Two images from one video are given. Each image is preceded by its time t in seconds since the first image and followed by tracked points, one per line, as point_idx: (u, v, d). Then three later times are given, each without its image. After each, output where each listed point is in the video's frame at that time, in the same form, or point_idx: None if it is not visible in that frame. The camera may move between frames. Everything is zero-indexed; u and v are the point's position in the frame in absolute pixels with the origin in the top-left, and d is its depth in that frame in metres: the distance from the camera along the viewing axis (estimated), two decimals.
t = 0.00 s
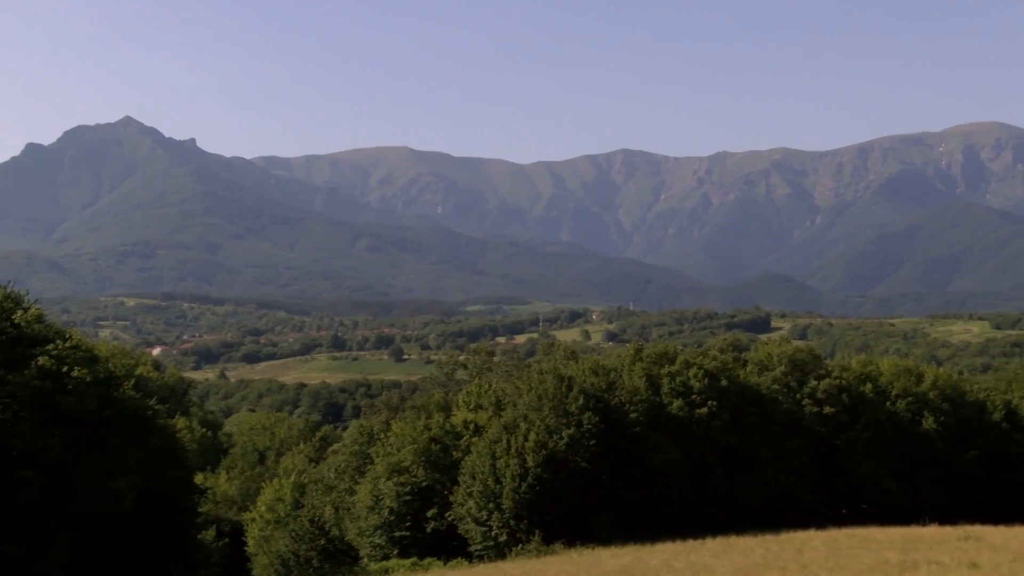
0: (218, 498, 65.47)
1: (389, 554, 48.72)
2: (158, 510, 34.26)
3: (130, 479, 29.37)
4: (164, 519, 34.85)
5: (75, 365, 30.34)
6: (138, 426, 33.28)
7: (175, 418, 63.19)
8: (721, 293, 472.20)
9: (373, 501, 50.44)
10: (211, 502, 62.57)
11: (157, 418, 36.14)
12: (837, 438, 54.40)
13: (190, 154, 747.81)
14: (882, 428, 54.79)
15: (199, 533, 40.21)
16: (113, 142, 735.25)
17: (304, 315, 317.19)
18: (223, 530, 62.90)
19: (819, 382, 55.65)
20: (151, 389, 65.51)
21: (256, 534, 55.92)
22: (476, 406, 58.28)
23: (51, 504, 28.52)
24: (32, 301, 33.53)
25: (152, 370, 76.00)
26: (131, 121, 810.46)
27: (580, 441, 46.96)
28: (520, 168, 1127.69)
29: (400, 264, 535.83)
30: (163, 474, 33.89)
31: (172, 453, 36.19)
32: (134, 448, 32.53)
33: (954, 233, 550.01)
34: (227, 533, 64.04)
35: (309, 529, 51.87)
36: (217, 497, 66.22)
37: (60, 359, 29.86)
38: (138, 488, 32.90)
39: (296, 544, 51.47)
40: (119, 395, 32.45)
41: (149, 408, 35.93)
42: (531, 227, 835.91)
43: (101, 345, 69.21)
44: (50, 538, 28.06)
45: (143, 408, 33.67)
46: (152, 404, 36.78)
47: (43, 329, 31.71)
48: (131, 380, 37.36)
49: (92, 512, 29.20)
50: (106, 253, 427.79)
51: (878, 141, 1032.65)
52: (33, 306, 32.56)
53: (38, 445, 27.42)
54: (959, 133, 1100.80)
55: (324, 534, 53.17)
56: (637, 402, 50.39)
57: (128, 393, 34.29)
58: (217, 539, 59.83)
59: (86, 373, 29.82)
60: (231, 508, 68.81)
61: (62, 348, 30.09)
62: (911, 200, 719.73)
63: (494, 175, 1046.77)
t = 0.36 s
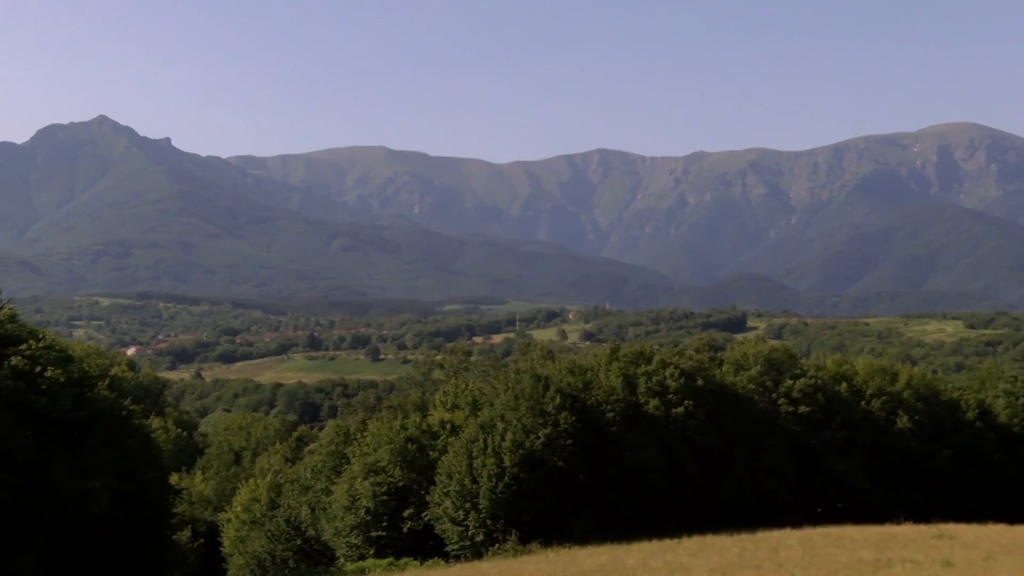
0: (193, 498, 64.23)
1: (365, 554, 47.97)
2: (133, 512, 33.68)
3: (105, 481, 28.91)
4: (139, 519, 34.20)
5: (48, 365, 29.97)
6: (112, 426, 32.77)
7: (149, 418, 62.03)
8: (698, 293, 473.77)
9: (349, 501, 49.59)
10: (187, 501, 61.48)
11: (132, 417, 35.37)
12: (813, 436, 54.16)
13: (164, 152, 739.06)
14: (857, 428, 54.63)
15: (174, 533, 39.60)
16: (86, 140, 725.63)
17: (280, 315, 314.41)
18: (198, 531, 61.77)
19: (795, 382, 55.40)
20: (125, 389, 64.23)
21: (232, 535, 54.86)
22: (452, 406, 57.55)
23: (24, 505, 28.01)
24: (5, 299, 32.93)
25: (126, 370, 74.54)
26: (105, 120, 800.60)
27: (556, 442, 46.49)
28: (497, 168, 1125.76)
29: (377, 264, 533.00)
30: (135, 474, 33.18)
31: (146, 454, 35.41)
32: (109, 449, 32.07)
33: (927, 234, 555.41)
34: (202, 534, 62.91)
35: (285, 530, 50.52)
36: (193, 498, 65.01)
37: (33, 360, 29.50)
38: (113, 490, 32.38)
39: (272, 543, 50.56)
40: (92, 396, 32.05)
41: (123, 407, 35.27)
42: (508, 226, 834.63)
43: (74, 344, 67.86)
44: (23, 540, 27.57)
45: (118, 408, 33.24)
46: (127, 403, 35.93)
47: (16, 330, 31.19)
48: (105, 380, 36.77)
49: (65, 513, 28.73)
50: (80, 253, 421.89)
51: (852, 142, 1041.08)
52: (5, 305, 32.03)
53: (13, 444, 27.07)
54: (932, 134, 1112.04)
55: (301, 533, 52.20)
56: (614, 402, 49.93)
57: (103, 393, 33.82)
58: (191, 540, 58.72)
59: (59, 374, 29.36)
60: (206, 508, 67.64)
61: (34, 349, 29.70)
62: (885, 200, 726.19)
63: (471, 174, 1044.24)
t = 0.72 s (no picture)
0: (171, 498, 63.26)
1: (344, 553, 47.41)
2: (109, 514, 33.22)
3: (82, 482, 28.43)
4: (115, 521, 33.68)
5: (25, 366, 29.39)
6: (89, 425, 32.35)
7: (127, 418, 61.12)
8: (677, 293, 475.45)
9: (328, 500, 48.90)
10: (164, 502, 60.61)
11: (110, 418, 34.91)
12: (792, 436, 54.03)
13: (142, 151, 731.72)
14: (835, 427, 54.66)
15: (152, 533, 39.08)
16: (62, 138, 716.74)
17: (258, 314, 311.99)
18: (176, 531, 60.88)
19: (774, 380, 55.25)
20: (102, 389, 63.19)
21: (209, 535, 54.04)
22: (431, 405, 56.95)
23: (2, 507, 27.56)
24: None
25: (104, 370, 73.33)
26: (82, 118, 791.79)
27: (534, 441, 46.18)
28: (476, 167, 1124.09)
29: (355, 263, 530.41)
30: (111, 474, 32.70)
31: (124, 454, 34.93)
32: (84, 449, 31.59)
33: (904, 234, 560.99)
34: (180, 534, 61.97)
35: (263, 530, 49.62)
36: (170, 498, 64.05)
37: (10, 361, 29.04)
38: (88, 492, 31.90)
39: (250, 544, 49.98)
40: (69, 395, 31.66)
41: (101, 407, 34.86)
42: (488, 226, 833.21)
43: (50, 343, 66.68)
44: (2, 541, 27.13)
45: (95, 408, 32.83)
46: (104, 404, 35.47)
47: None
48: (82, 380, 36.24)
49: (42, 516, 28.22)
50: (56, 253, 416.60)
51: (829, 142, 1049.45)
52: None
53: None
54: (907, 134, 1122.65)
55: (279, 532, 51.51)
56: (593, 401, 49.65)
57: (80, 393, 33.39)
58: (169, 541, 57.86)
59: (36, 375, 28.94)
60: (184, 508, 66.74)
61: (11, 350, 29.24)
62: (862, 201, 732.33)
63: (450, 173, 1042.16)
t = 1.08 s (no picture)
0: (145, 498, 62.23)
1: (321, 554, 46.59)
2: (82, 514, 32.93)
3: (53, 483, 28.18)
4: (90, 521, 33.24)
5: None
6: (61, 426, 32.12)
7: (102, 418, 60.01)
8: (654, 293, 477.18)
9: (304, 501, 48.02)
10: (139, 502, 59.50)
11: (83, 417, 34.37)
12: (767, 435, 53.86)
13: (116, 150, 722.72)
14: (811, 426, 54.38)
15: (126, 536, 38.48)
16: (34, 136, 706.26)
17: (234, 314, 309.32)
18: (150, 533, 59.79)
19: (750, 379, 55.06)
20: (76, 389, 62.03)
21: (184, 536, 52.97)
22: (408, 404, 56.22)
23: None
24: None
25: (77, 370, 71.89)
26: (55, 117, 780.87)
27: (511, 440, 45.77)
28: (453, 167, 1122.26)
29: (332, 263, 527.79)
30: (86, 475, 32.50)
31: (99, 454, 34.43)
32: (56, 451, 31.32)
33: (879, 236, 567.54)
34: (154, 535, 60.92)
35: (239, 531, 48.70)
36: (145, 498, 63.02)
37: None
38: (62, 494, 31.45)
39: (225, 545, 49.24)
40: (42, 396, 31.37)
41: (74, 407, 34.42)
42: (466, 226, 831.20)
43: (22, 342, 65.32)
44: None
45: (67, 408, 32.56)
46: (77, 403, 34.97)
47: None
48: (56, 380, 35.79)
49: (15, 514, 27.96)
50: (29, 252, 410.41)
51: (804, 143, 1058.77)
52: None
53: None
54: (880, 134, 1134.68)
55: (255, 534, 50.74)
56: (569, 400, 49.39)
57: (52, 393, 33.07)
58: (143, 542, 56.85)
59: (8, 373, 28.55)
60: (159, 508, 65.61)
61: None
62: (837, 201, 738.39)
63: (427, 173, 1039.45)
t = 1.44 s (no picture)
0: (117, 499, 60.71)
1: (294, 554, 45.70)
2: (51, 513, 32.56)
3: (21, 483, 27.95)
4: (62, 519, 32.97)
5: None
6: (29, 426, 31.80)
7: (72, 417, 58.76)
8: (628, 292, 478.80)
9: (277, 500, 47.02)
10: (110, 503, 58.14)
11: (51, 417, 34.03)
12: (741, 435, 53.49)
13: (87, 148, 712.18)
14: (784, 424, 54.14)
15: (96, 536, 37.92)
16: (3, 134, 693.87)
17: (207, 314, 305.80)
18: (122, 533, 58.47)
19: (723, 379, 54.73)
20: (46, 388, 60.67)
21: (157, 538, 51.89)
22: (381, 405, 55.02)
23: None
24: None
25: (48, 369, 70.36)
26: (25, 114, 768.24)
27: (485, 440, 45.07)
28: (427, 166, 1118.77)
29: (305, 262, 523.69)
30: (56, 474, 32.20)
31: (67, 456, 34.30)
32: (24, 451, 31.04)
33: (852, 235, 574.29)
34: (126, 537, 59.53)
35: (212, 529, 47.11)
36: (116, 499, 61.71)
37: None
38: (30, 494, 31.25)
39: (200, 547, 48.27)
40: (10, 395, 31.22)
41: (45, 408, 34.29)
42: (440, 225, 828.81)
43: None
44: None
45: (36, 408, 32.37)
46: (46, 403, 34.76)
47: None
48: (25, 380, 35.46)
49: None
50: None
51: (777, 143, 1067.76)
52: None
53: None
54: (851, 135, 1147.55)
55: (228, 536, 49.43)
56: (543, 400, 48.75)
57: (20, 394, 32.87)
58: (116, 544, 55.62)
59: None
60: (131, 509, 64.27)
61: None
62: (809, 201, 745.06)
63: (401, 173, 1035.36)
